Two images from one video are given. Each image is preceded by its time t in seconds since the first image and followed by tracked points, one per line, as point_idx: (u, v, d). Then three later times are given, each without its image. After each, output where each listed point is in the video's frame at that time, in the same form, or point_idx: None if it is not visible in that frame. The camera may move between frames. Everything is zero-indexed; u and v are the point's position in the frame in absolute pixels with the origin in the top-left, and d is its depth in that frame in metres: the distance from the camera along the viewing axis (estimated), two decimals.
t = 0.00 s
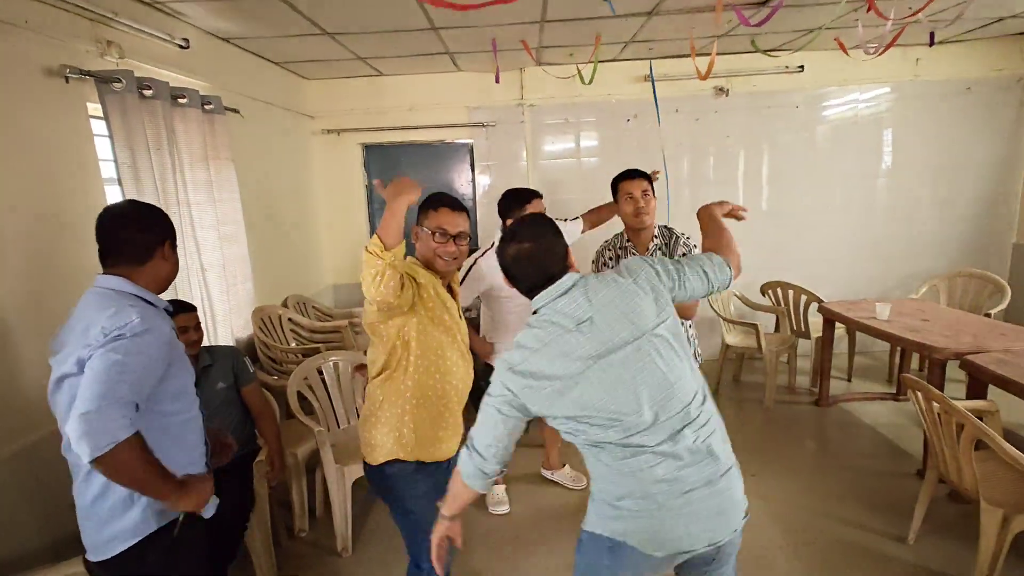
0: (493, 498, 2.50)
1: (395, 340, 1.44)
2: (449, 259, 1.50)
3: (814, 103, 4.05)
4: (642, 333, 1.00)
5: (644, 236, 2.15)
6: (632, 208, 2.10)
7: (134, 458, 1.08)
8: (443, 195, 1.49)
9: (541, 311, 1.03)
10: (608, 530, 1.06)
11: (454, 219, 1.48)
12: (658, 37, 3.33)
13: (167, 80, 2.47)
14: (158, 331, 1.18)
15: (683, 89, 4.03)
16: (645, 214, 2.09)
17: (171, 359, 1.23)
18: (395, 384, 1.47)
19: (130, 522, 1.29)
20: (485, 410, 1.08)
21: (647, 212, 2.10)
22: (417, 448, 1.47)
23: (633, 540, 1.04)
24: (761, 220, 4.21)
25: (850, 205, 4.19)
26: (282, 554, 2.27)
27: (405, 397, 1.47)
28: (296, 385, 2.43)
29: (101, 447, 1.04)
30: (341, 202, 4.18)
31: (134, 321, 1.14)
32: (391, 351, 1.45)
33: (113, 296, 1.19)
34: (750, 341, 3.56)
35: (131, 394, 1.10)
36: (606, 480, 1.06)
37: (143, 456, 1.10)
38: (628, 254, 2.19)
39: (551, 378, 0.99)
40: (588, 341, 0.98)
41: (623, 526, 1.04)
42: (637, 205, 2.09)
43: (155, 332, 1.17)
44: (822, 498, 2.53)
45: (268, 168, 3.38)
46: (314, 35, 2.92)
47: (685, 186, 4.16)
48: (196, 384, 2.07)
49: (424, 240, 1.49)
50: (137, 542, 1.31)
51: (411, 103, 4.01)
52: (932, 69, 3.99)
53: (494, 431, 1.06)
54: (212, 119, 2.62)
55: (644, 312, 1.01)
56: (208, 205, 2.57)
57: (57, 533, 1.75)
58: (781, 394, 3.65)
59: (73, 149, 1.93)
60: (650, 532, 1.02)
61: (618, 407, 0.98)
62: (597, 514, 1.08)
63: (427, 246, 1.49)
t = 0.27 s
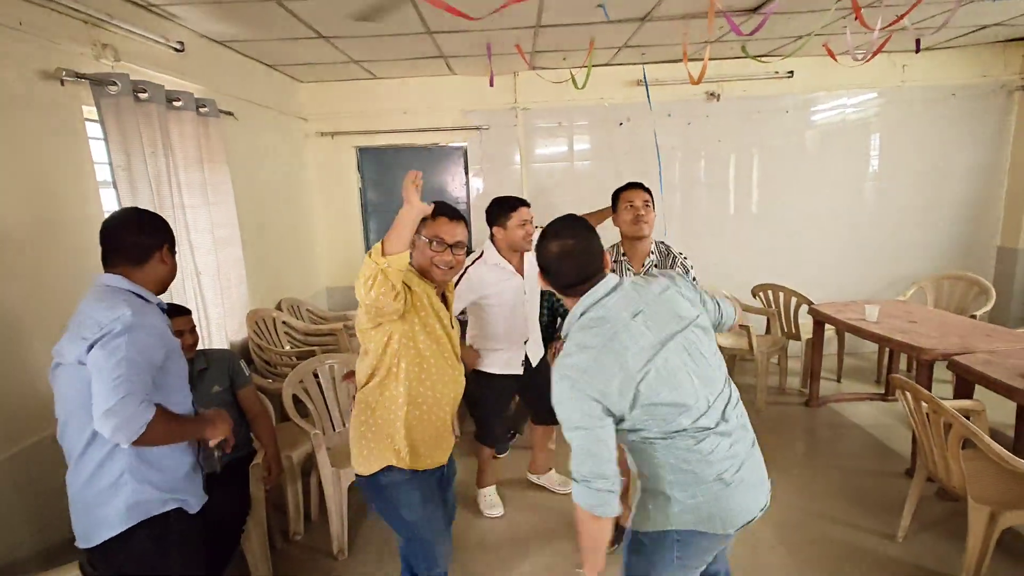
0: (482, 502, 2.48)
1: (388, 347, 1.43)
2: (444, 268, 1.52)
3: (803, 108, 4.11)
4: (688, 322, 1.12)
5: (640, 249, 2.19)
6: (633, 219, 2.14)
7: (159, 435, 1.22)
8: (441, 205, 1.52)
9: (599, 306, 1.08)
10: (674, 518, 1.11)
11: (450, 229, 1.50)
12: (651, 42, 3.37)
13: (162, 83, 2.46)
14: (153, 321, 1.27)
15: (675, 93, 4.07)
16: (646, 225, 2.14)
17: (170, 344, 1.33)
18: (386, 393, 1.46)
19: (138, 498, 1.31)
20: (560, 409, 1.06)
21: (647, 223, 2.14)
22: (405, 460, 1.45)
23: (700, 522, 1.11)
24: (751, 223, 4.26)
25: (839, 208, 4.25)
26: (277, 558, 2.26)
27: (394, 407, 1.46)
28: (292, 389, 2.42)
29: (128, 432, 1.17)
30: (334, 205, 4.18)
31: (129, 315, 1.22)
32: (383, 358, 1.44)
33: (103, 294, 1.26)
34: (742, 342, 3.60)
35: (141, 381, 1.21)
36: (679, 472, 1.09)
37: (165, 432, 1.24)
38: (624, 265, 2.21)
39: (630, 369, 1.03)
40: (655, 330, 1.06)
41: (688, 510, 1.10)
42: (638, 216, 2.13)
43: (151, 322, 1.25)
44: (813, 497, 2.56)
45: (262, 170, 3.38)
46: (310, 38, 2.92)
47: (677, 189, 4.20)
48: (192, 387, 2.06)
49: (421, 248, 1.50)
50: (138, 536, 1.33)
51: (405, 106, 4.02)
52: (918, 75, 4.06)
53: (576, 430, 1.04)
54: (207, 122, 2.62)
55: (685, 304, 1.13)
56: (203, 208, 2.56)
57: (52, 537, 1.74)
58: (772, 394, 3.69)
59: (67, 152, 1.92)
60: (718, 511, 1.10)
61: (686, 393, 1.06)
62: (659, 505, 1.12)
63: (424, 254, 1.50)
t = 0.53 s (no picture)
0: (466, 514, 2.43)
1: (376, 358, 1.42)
2: (431, 279, 1.50)
3: (794, 113, 4.16)
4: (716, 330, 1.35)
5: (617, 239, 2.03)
6: (609, 207, 1.99)
7: (136, 430, 1.29)
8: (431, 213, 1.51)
9: (667, 298, 1.25)
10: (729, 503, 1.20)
11: (441, 238, 1.49)
12: (644, 46, 3.39)
13: (155, 84, 2.45)
14: (134, 318, 1.33)
15: (668, 98, 4.10)
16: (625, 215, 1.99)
17: (151, 342, 1.39)
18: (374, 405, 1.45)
19: (112, 491, 1.39)
20: (658, 377, 1.14)
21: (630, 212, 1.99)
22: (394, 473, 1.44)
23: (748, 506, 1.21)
24: (743, 226, 4.30)
25: (829, 212, 4.29)
26: (269, 562, 2.25)
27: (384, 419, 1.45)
28: (286, 391, 2.41)
29: (105, 427, 1.24)
30: (327, 207, 4.17)
31: (108, 314, 1.28)
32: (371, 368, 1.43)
33: (88, 293, 1.33)
34: (734, 345, 3.62)
35: (119, 377, 1.28)
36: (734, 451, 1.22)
37: (143, 427, 1.30)
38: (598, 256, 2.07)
39: (709, 347, 1.19)
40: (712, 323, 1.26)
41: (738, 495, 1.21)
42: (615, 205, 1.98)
43: (130, 319, 1.32)
44: (804, 499, 2.59)
45: (255, 173, 3.37)
46: (304, 40, 2.92)
47: (669, 192, 4.23)
48: (183, 390, 2.04)
49: (408, 255, 1.49)
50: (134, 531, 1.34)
51: (398, 109, 4.02)
52: (906, 81, 4.12)
53: (680, 394, 1.12)
54: (200, 124, 2.61)
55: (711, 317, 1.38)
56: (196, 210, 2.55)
57: (42, 542, 1.72)
58: (763, 396, 3.72)
59: (59, 152, 1.90)
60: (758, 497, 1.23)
61: (735, 378, 1.25)
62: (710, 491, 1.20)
63: (411, 262, 1.49)
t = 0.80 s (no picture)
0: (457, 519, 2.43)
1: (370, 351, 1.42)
2: (433, 280, 1.49)
3: (786, 117, 4.19)
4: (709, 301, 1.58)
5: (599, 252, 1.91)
6: (590, 219, 1.86)
7: (127, 428, 1.31)
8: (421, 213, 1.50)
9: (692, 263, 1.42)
10: (782, 434, 1.35)
11: (434, 236, 1.47)
12: (638, 50, 3.41)
13: (148, 85, 2.44)
14: (122, 316, 1.33)
15: (662, 101, 4.13)
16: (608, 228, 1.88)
17: (139, 339, 1.39)
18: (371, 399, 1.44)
19: (95, 488, 1.38)
20: (732, 319, 1.25)
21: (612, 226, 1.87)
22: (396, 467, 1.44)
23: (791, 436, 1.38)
24: (737, 229, 4.32)
25: (821, 215, 4.33)
26: (261, 566, 2.23)
27: (381, 414, 1.44)
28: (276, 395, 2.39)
29: (94, 425, 1.26)
30: (322, 208, 4.16)
31: (94, 313, 1.28)
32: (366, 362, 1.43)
33: (76, 291, 1.33)
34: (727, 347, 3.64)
35: (107, 375, 1.28)
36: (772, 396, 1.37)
37: (134, 425, 1.32)
38: (575, 271, 1.93)
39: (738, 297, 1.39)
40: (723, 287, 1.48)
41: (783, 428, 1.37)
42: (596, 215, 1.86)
43: (117, 317, 1.31)
44: (797, 500, 2.60)
45: (249, 174, 3.36)
46: (298, 42, 2.92)
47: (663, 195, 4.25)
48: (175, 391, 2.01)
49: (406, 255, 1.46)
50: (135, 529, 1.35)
51: (393, 111, 4.02)
52: (898, 86, 4.16)
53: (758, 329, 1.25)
54: (193, 125, 2.60)
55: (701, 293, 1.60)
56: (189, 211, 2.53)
57: (31, 545, 1.71)
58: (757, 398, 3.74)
59: (51, 153, 1.89)
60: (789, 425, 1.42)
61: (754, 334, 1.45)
62: (765, 429, 1.33)
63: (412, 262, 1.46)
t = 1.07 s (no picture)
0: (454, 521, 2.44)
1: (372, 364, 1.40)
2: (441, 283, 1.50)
3: (783, 120, 4.21)
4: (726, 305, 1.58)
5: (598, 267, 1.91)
6: (587, 232, 1.87)
7: (130, 424, 1.33)
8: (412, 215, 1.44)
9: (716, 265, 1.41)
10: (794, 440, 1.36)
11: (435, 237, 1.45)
12: (636, 53, 3.42)
13: (145, 85, 2.44)
14: (112, 314, 1.33)
15: (659, 104, 4.14)
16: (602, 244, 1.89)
17: (131, 336, 1.40)
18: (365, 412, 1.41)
19: (87, 487, 1.38)
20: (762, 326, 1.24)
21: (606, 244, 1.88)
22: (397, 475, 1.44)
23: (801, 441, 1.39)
24: (733, 232, 4.34)
25: (817, 218, 4.34)
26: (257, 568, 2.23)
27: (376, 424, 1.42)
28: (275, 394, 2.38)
29: (99, 423, 1.28)
30: (319, 209, 4.15)
31: (83, 314, 1.29)
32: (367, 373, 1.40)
33: (64, 292, 1.33)
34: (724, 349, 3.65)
35: (104, 374, 1.30)
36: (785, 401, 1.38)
37: (136, 420, 1.34)
38: (575, 288, 1.93)
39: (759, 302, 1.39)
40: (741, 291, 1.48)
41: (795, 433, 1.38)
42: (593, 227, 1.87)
43: (104, 315, 1.32)
44: (793, 502, 2.60)
45: (246, 174, 3.35)
46: (297, 43, 2.92)
47: (660, 197, 4.26)
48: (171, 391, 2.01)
49: (417, 263, 1.43)
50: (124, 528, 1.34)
51: (391, 112, 4.02)
52: (893, 90, 4.18)
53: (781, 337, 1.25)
54: (190, 125, 2.60)
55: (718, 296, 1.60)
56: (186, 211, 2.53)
57: (25, 546, 1.70)
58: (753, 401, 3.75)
59: (48, 153, 1.89)
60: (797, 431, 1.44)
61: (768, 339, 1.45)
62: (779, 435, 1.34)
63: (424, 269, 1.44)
